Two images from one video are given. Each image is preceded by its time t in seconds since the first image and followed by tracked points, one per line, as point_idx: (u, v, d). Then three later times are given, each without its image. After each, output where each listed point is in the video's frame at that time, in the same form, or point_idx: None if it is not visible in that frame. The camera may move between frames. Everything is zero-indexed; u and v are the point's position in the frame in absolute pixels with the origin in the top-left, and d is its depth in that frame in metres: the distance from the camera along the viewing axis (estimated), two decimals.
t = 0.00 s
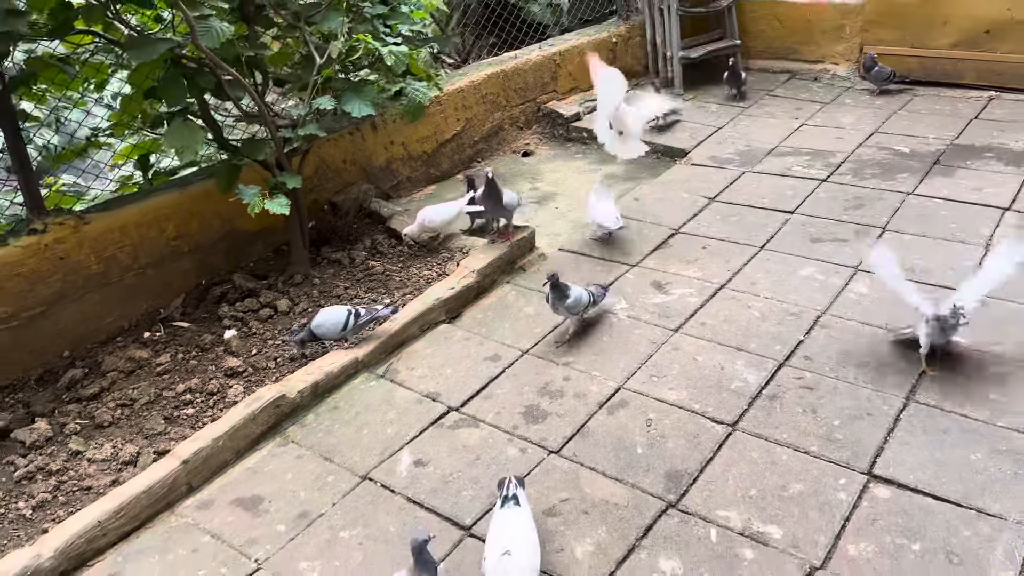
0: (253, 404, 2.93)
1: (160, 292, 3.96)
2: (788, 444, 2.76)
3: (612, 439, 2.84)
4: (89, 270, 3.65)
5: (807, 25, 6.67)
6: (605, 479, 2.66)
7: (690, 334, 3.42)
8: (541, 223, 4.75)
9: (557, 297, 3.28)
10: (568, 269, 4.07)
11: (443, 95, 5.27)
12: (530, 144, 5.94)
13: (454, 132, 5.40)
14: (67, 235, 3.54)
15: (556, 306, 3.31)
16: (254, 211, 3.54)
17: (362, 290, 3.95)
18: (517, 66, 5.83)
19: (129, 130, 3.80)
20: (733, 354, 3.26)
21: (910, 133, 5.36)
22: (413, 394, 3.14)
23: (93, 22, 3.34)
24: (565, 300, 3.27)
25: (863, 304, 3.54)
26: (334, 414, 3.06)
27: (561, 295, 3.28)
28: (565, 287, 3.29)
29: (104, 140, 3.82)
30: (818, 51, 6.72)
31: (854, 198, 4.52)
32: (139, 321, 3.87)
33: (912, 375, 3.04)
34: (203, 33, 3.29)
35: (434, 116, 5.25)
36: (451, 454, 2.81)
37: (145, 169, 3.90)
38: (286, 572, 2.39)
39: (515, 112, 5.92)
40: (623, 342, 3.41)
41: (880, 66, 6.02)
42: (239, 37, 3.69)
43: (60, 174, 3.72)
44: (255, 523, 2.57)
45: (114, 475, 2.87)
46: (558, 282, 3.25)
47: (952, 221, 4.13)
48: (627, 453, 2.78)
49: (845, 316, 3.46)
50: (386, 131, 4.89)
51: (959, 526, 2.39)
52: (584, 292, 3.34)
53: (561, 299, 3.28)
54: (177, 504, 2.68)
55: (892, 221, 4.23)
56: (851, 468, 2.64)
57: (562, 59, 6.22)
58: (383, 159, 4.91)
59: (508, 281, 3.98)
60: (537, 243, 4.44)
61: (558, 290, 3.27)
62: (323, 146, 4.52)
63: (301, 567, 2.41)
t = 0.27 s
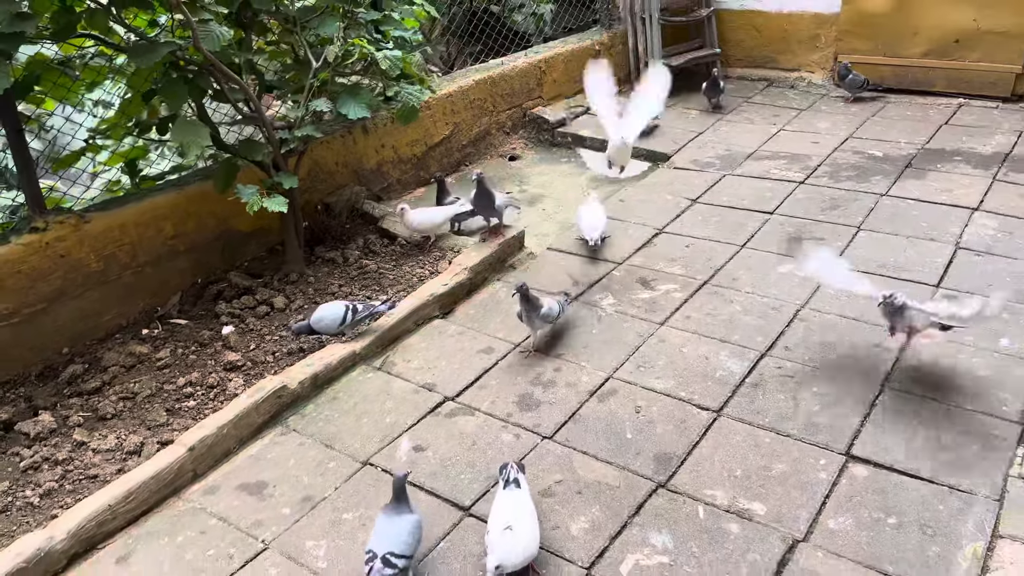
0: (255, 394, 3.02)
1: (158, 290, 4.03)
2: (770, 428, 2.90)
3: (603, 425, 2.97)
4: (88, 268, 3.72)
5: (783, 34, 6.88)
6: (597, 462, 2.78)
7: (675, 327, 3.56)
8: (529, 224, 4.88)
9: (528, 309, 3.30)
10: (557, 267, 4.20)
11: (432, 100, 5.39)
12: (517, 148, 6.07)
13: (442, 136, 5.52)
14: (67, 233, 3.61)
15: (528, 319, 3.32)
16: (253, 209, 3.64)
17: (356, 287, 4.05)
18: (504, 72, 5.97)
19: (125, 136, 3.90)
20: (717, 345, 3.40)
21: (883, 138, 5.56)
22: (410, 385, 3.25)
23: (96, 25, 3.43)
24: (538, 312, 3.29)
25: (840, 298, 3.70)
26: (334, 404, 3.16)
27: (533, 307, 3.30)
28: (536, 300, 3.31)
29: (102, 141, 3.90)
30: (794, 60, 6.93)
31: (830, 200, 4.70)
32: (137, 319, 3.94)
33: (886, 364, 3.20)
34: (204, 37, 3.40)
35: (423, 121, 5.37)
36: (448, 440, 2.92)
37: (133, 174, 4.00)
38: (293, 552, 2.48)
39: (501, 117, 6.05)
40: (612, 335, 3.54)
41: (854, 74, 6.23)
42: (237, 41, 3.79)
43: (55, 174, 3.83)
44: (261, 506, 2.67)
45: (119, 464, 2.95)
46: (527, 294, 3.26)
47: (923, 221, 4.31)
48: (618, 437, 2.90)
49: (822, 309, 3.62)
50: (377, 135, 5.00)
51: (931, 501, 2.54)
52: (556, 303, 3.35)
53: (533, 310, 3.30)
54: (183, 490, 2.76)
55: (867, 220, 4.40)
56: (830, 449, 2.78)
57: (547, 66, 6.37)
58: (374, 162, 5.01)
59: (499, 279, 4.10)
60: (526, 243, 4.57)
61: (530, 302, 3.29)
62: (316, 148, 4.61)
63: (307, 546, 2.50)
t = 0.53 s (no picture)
0: (252, 378, 3.15)
1: (155, 284, 4.15)
2: (744, 410, 3.05)
3: (585, 408, 3.11)
4: (88, 261, 3.84)
5: (763, 43, 7.10)
6: (579, 441, 2.93)
7: (655, 317, 3.72)
8: (516, 222, 5.03)
9: (508, 303, 3.37)
10: (543, 262, 4.35)
11: (422, 103, 5.54)
12: (504, 151, 6.23)
13: (432, 139, 5.67)
14: (68, 227, 3.73)
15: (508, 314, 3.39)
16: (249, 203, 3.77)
17: (348, 281, 4.19)
18: (491, 77, 6.14)
19: (124, 134, 4.03)
20: (695, 334, 3.56)
21: (858, 142, 5.76)
22: (400, 372, 3.38)
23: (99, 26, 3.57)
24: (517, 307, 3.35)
25: (813, 291, 3.87)
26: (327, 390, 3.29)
27: (513, 301, 3.37)
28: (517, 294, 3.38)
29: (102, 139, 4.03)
30: (774, 67, 7.14)
31: (806, 200, 4.88)
32: (135, 311, 4.05)
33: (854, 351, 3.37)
34: (204, 38, 3.54)
35: (413, 123, 5.51)
36: (438, 422, 3.06)
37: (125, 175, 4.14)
38: (289, 524, 2.61)
39: (489, 120, 6.21)
40: (594, 325, 3.69)
41: (830, 82, 6.44)
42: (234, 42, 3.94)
43: (55, 171, 3.94)
44: (258, 483, 2.79)
45: (120, 446, 3.06)
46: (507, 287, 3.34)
47: (893, 219, 4.50)
48: (600, 419, 3.04)
49: (796, 302, 3.78)
50: (368, 136, 5.14)
51: (893, 474, 2.70)
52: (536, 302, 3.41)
53: (513, 305, 3.37)
54: (184, 468, 2.88)
55: (840, 219, 4.58)
56: (799, 429, 2.94)
57: (534, 71, 6.54)
58: (365, 162, 5.15)
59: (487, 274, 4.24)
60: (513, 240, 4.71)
61: (510, 296, 3.37)
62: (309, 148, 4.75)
63: (303, 519, 2.63)
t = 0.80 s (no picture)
0: (257, 364, 3.29)
1: (160, 278, 4.29)
2: (726, 393, 3.21)
3: (575, 392, 3.26)
4: (96, 255, 3.97)
5: (750, 49, 7.30)
6: (569, 422, 3.07)
7: (643, 309, 3.87)
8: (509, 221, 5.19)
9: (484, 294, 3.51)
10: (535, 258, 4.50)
11: (418, 105, 5.70)
12: (498, 153, 6.39)
13: (428, 140, 5.83)
14: (78, 222, 3.86)
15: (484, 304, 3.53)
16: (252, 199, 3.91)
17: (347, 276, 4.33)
18: (486, 81, 6.31)
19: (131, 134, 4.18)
20: (680, 324, 3.72)
21: (841, 145, 5.94)
22: (398, 359, 3.53)
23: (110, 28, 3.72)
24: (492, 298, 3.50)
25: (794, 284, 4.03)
26: (328, 376, 3.43)
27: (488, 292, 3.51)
28: (492, 285, 3.53)
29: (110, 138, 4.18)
30: (760, 73, 7.34)
31: (789, 199, 5.05)
32: (140, 304, 4.19)
33: (833, 339, 3.53)
34: (210, 40, 3.69)
35: (410, 125, 5.67)
36: (434, 405, 3.20)
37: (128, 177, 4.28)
38: (294, 497, 2.75)
39: (483, 124, 6.38)
40: (585, 316, 3.84)
41: (814, 87, 6.63)
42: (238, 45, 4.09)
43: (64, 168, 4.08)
44: (263, 461, 2.93)
45: (130, 429, 3.20)
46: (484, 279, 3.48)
47: (872, 217, 4.67)
48: (589, 402, 3.19)
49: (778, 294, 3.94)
50: (366, 137, 5.30)
51: (866, 451, 2.85)
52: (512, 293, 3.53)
53: (488, 296, 3.51)
54: (192, 448, 3.02)
55: (822, 217, 4.75)
56: (778, 410, 3.10)
57: (527, 76, 6.72)
58: (363, 162, 5.31)
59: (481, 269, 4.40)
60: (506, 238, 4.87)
61: (486, 287, 3.52)
62: (309, 148, 4.91)
63: (306, 493, 2.77)
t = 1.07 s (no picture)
0: (271, 363, 3.40)
1: (172, 282, 4.39)
2: (725, 389, 3.33)
3: (580, 388, 3.37)
4: (111, 259, 4.08)
5: (744, 59, 7.47)
6: (575, 416, 3.19)
7: (644, 309, 3.99)
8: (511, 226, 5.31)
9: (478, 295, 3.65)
10: (538, 261, 4.62)
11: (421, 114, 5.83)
12: (499, 160, 6.53)
13: (431, 148, 5.96)
14: (94, 226, 3.96)
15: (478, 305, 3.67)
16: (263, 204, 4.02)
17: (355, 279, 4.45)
18: (487, 90, 6.44)
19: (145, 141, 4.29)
20: (680, 323, 3.84)
21: (834, 151, 6.09)
22: (407, 358, 3.64)
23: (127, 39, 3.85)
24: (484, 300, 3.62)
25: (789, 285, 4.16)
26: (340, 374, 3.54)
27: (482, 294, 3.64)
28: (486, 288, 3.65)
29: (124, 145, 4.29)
30: (755, 83, 7.51)
31: (784, 204, 5.19)
32: (153, 307, 4.29)
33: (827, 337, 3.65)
34: (224, 50, 3.82)
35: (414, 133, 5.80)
36: (444, 401, 3.31)
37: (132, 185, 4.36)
38: (311, 488, 2.85)
39: (484, 132, 6.51)
40: (587, 316, 3.96)
41: (807, 95, 6.79)
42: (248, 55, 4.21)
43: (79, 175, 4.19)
44: (280, 454, 3.03)
45: (149, 426, 3.30)
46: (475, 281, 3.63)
47: (864, 221, 4.81)
48: (593, 397, 3.31)
49: (774, 295, 4.07)
50: (371, 144, 5.42)
51: (860, 442, 2.97)
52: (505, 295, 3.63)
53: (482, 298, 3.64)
54: (210, 443, 3.12)
55: (816, 221, 4.89)
56: (776, 405, 3.22)
57: (527, 85, 6.87)
58: (369, 169, 5.43)
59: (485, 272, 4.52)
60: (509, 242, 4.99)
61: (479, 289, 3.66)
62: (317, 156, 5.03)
63: (323, 484, 2.87)
